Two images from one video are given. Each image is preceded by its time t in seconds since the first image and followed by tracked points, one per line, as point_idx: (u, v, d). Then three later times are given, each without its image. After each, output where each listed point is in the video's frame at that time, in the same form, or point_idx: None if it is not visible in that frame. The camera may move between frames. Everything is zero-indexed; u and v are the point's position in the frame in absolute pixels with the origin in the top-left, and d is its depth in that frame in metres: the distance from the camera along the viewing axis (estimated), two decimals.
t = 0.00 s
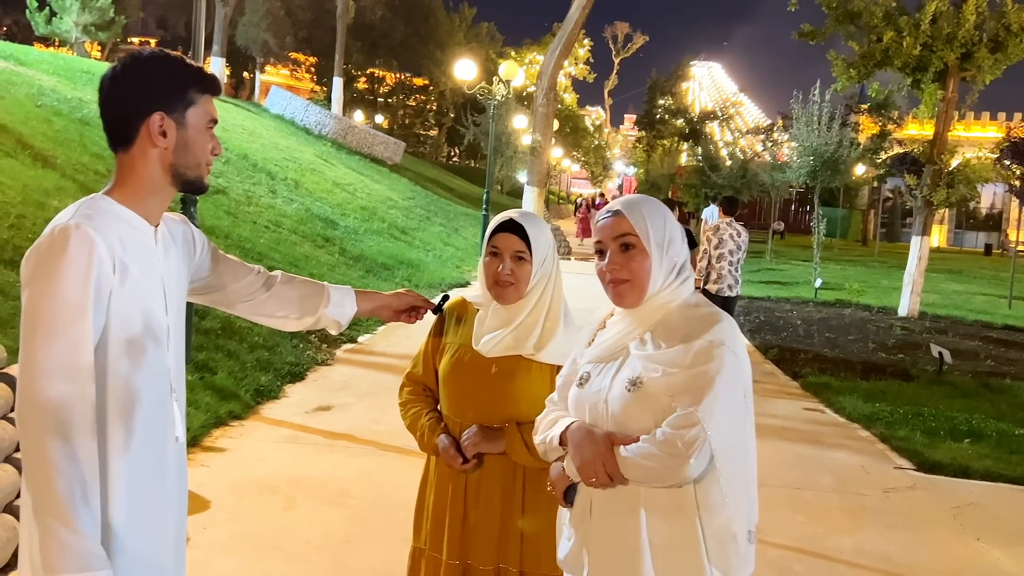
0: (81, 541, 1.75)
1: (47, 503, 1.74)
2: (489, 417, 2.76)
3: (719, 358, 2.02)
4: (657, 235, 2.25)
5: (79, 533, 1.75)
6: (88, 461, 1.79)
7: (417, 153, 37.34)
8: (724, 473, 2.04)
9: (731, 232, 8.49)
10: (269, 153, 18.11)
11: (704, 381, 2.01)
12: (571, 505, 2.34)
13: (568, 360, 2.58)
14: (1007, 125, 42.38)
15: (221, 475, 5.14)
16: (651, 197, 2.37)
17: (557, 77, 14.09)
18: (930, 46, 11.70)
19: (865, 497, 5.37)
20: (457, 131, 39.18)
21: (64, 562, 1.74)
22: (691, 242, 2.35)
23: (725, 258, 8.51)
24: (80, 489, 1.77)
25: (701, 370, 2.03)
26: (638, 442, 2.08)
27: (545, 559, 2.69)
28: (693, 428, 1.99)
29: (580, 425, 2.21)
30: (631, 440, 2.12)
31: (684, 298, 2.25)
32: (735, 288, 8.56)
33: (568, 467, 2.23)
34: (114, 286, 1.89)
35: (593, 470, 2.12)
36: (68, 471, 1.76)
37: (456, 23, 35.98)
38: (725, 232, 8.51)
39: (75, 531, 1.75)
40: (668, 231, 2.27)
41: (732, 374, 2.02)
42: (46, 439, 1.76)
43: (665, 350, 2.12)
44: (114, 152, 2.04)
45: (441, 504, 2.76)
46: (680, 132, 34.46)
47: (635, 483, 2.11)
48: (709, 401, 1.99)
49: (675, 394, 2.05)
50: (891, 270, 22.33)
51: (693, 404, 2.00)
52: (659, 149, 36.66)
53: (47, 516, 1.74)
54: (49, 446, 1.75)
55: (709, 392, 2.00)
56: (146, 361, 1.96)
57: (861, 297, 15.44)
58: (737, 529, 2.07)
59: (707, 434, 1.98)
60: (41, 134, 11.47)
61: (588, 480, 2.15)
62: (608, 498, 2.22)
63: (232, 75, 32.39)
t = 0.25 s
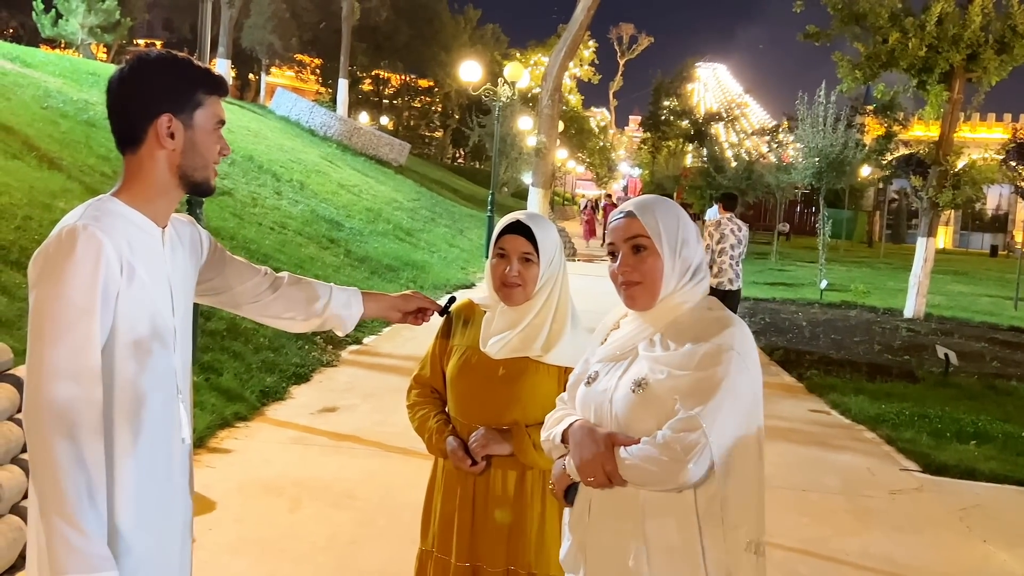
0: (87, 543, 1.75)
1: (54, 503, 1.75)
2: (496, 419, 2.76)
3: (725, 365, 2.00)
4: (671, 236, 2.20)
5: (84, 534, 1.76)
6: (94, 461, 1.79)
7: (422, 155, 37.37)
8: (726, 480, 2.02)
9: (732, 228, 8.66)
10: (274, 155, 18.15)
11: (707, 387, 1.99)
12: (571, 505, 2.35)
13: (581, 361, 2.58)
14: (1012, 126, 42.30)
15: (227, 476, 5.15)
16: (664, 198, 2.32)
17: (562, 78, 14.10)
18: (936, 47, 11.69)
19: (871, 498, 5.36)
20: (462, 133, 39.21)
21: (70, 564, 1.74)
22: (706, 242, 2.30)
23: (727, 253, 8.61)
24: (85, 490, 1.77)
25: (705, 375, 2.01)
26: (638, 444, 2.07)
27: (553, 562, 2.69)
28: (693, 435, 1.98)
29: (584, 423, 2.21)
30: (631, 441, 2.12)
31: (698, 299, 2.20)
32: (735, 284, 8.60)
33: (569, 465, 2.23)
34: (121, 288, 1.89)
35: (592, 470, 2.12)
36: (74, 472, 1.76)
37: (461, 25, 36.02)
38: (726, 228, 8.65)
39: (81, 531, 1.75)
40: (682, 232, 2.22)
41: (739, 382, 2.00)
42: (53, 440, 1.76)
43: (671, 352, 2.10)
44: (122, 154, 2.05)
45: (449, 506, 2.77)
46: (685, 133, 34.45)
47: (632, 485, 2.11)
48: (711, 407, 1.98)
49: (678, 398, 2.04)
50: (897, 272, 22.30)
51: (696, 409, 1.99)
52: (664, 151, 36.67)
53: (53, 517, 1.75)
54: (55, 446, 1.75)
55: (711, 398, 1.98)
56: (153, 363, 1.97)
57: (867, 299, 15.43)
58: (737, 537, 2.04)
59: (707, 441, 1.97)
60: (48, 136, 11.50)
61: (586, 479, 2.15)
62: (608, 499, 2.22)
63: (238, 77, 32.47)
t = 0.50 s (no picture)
0: (86, 546, 1.76)
1: (54, 505, 1.75)
2: (501, 422, 2.76)
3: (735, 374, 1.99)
4: (680, 240, 2.20)
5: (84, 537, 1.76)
6: (95, 464, 1.80)
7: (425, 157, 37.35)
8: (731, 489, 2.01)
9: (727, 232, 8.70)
10: (278, 157, 18.17)
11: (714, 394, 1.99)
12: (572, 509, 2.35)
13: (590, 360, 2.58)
14: (1016, 128, 42.23)
15: (229, 479, 5.15)
16: (676, 201, 2.32)
17: (565, 80, 14.10)
18: (939, 49, 11.69)
19: (874, 501, 5.35)
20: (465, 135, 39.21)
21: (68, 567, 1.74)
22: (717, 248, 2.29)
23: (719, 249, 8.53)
24: (86, 493, 1.78)
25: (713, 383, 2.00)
26: (640, 451, 2.07)
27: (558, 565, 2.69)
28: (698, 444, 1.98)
29: (585, 428, 2.21)
30: (634, 447, 2.12)
31: (706, 305, 2.19)
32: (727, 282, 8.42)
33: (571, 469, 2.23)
34: (122, 292, 1.90)
35: (592, 475, 2.12)
36: (74, 475, 1.76)
37: (465, 27, 36.02)
38: (722, 232, 8.68)
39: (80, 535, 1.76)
40: (691, 237, 2.22)
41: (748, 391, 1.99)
42: (53, 443, 1.76)
43: (677, 358, 2.09)
44: (125, 156, 2.05)
45: (454, 509, 2.76)
46: (688, 135, 34.41)
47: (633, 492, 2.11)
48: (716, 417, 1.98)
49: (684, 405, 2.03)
50: (901, 274, 22.27)
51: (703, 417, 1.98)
52: (667, 153, 36.64)
53: (53, 520, 1.76)
54: (56, 449, 1.76)
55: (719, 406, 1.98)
56: (154, 366, 1.97)
57: (871, 301, 15.41)
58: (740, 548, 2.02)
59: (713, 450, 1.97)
60: (51, 138, 11.51)
61: (588, 484, 2.15)
62: (609, 504, 2.22)
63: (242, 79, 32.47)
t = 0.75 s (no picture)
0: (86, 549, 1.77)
1: (55, 508, 1.76)
2: (504, 426, 2.75)
3: (740, 381, 1.96)
4: (688, 244, 2.19)
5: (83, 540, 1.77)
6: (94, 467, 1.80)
7: (427, 160, 37.37)
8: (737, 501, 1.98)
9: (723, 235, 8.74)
10: (280, 160, 18.21)
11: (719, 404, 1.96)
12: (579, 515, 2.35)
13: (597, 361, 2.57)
14: (1018, 130, 42.16)
15: (231, 481, 5.15)
16: (685, 203, 2.30)
17: (567, 83, 14.10)
18: (941, 51, 11.68)
19: (877, 504, 5.34)
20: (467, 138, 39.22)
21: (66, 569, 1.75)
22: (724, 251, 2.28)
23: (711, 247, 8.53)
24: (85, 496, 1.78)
25: (717, 392, 1.98)
26: (645, 459, 2.06)
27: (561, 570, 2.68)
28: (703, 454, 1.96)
29: (590, 435, 2.22)
30: (638, 453, 2.12)
31: (713, 309, 2.18)
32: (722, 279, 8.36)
33: (576, 476, 2.24)
34: (123, 295, 1.90)
35: (597, 483, 2.12)
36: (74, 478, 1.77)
37: (467, 30, 36.03)
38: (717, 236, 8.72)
39: (79, 537, 1.77)
40: (697, 240, 2.21)
41: (754, 400, 1.96)
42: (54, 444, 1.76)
43: (681, 365, 2.08)
44: (126, 158, 2.04)
45: (457, 513, 2.76)
46: (690, 138, 34.40)
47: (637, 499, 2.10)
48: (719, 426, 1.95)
49: (689, 414, 2.01)
50: (904, 277, 22.23)
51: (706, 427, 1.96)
52: (669, 156, 36.65)
53: (53, 522, 1.76)
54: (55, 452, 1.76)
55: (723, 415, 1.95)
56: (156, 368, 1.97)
57: (874, 304, 15.39)
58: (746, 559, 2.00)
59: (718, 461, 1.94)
60: (53, 142, 11.52)
61: (592, 491, 2.15)
62: (615, 510, 2.22)
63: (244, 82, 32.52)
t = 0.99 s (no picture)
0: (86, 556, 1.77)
1: (56, 515, 1.76)
2: (504, 433, 2.75)
3: (746, 390, 1.97)
4: (693, 250, 2.19)
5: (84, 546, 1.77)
6: (95, 473, 1.80)
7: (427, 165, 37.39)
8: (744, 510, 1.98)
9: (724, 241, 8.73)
10: (280, 165, 18.23)
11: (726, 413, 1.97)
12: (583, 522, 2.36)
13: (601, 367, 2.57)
14: (1017, 134, 42.22)
15: (231, 487, 5.14)
16: (689, 209, 2.30)
17: (566, 88, 14.12)
18: (940, 56, 11.70)
19: (878, 508, 5.34)
20: (466, 143, 39.26)
21: None
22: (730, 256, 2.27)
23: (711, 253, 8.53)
24: (87, 502, 1.79)
25: (723, 401, 1.98)
26: (652, 468, 2.07)
27: None
28: (709, 462, 1.96)
29: (596, 443, 2.22)
30: (644, 462, 2.12)
31: (719, 316, 2.18)
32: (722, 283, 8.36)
33: (581, 484, 2.24)
34: (122, 301, 1.89)
35: (603, 492, 2.13)
36: (74, 484, 1.77)
37: (466, 35, 36.08)
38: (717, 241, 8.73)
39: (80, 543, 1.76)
40: (703, 246, 2.20)
41: (759, 409, 1.97)
42: (55, 451, 1.76)
43: (687, 374, 2.08)
44: (126, 164, 2.04)
45: (456, 519, 2.76)
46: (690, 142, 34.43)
47: (643, 508, 2.11)
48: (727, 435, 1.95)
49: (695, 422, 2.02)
50: (903, 281, 22.24)
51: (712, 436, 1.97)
52: (668, 160, 36.69)
53: (54, 530, 1.77)
54: (56, 458, 1.77)
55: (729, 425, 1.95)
56: (155, 374, 1.96)
57: (873, 309, 15.39)
58: (753, 568, 2.00)
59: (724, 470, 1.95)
60: (53, 148, 11.52)
61: (598, 500, 2.16)
62: (619, 519, 2.22)
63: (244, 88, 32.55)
